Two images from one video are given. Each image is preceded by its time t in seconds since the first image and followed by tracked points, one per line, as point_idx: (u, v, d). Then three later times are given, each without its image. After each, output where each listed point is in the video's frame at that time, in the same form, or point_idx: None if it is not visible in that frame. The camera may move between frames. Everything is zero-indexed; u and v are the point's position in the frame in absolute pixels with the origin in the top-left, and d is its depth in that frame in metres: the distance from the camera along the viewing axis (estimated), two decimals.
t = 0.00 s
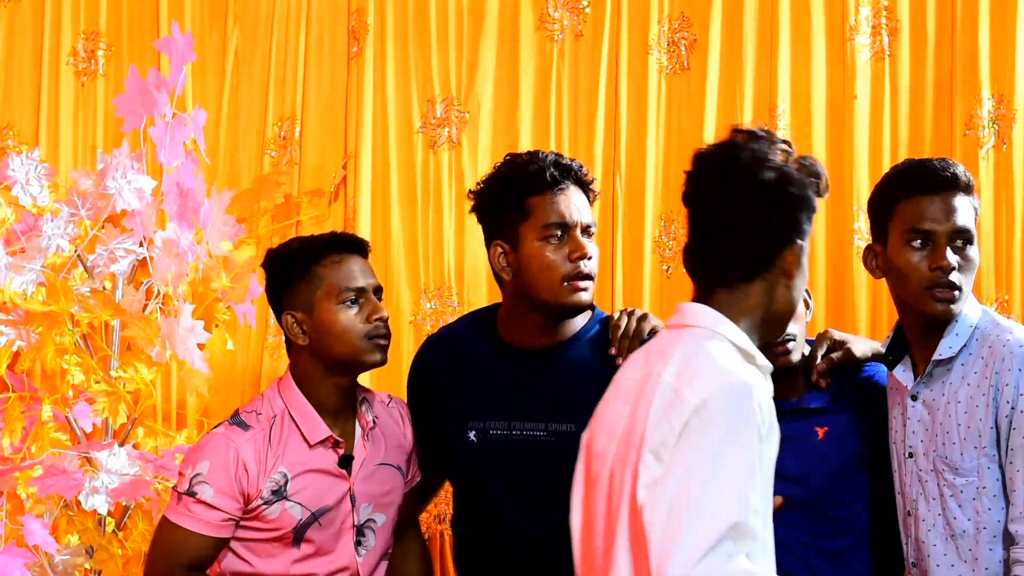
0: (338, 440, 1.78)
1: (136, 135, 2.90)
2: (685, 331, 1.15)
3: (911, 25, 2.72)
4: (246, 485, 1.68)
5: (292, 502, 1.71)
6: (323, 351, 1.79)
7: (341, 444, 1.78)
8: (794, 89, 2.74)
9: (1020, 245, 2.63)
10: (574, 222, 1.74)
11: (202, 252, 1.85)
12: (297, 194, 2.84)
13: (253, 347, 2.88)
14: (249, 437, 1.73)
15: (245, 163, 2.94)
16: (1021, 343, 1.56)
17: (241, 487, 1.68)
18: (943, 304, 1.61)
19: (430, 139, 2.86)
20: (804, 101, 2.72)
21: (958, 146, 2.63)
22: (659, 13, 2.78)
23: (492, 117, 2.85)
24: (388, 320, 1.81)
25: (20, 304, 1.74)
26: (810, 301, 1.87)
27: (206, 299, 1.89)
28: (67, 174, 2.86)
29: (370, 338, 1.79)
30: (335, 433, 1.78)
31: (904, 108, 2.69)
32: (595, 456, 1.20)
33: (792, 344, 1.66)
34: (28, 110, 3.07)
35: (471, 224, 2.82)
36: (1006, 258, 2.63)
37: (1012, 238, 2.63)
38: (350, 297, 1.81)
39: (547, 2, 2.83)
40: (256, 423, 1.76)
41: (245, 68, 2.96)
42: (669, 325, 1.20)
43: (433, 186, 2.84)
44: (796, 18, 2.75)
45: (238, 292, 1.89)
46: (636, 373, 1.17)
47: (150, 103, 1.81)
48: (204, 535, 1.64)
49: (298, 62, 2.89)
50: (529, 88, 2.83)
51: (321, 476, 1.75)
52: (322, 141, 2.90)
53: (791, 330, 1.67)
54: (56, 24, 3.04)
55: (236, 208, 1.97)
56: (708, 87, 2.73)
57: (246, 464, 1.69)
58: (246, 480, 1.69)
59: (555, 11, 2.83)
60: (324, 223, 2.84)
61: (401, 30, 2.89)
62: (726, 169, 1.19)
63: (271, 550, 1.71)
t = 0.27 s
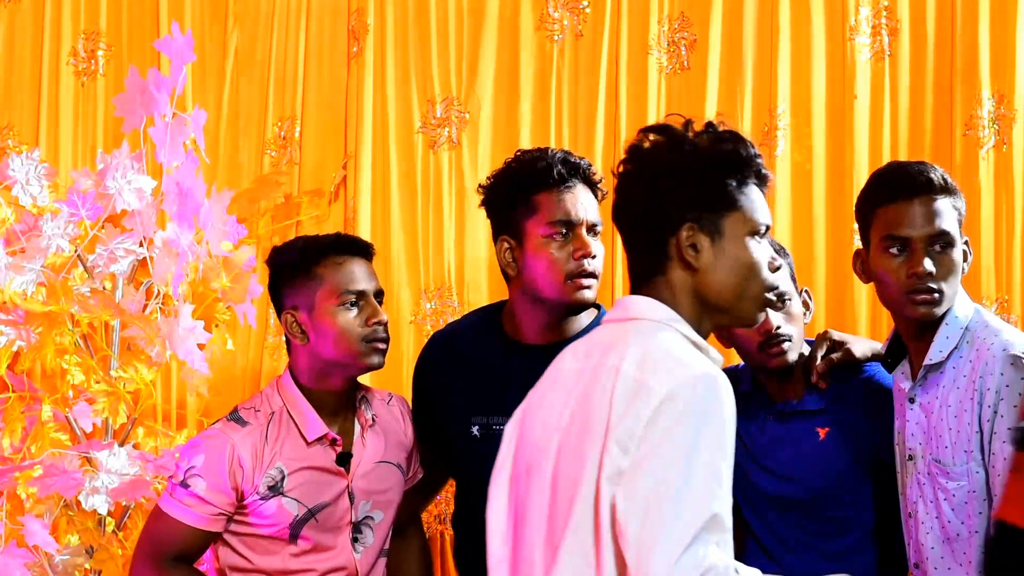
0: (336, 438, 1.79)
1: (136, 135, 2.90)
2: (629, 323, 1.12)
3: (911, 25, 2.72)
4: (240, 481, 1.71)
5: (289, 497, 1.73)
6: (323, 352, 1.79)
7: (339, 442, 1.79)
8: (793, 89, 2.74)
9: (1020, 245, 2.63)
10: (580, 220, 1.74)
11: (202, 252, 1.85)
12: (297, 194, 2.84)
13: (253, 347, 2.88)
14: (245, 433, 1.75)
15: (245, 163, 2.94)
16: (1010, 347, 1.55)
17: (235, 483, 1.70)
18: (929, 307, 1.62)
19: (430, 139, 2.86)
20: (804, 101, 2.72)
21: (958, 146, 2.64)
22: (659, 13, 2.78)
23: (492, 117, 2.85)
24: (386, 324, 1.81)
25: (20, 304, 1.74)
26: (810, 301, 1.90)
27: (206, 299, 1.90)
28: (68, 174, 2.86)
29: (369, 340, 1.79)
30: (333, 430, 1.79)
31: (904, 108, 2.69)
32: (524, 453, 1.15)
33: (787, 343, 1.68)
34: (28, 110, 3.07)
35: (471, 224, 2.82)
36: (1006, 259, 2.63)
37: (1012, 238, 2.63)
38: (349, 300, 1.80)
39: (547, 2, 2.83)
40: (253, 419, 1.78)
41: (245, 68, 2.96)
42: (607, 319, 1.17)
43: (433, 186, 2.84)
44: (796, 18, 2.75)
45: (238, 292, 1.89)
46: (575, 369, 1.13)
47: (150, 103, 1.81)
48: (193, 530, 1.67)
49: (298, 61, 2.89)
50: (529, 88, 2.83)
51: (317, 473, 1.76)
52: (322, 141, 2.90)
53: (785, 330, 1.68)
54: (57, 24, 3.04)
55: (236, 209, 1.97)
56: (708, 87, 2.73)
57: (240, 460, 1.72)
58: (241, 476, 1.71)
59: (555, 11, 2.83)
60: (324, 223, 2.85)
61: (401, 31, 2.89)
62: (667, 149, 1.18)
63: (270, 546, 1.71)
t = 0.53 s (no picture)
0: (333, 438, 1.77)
1: (136, 135, 2.90)
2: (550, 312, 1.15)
3: (911, 25, 2.72)
4: (237, 480, 1.69)
5: (285, 496, 1.71)
6: (318, 352, 1.78)
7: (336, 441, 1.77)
8: (793, 89, 2.74)
9: (1020, 245, 2.62)
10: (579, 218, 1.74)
11: (202, 252, 1.85)
12: (297, 193, 2.84)
13: (252, 347, 2.87)
14: (244, 433, 1.73)
15: (245, 163, 2.94)
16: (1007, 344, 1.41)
17: (232, 482, 1.68)
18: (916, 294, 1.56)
19: (430, 139, 2.86)
20: (804, 101, 2.72)
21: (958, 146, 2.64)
22: (659, 12, 2.78)
23: (492, 117, 2.84)
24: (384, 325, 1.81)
25: (20, 304, 1.74)
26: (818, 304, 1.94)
27: (206, 299, 1.88)
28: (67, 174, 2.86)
29: (366, 339, 1.78)
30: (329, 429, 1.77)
31: (904, 108, 2.69)
32: (442, 444, 1.16)
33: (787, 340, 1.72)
34: (28, 110, 3.07)
35: (471, 223, 2.81)
36: (1005, 259, 2.63)
37: (1012, 238, 2.63)
38: (345, 301, 1.80)
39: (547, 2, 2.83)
40: (252, 419, 1.76)
41: (245, 68, 2.96)
42: (526, 308, 1.19)
43: (433, 186, 2.84)
44: (796, 18, 2.75)
45: (238, 292, 1.89)
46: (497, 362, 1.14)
47: (150, 103, 1.81)
48: (193, 529, 1.64)
49: (298, 62, 2.89)
50: (529, 88, 2.83)
51: (315, 473, 1.74)
52: (322, 141, 2.90)
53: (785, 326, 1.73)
54: (57, 24, 3.04)
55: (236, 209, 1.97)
56: (707, 87, 2.73)
57: (238, 459, 1.69)
58: (238, 475, 1.69)
59: (555, 11, 2.83)
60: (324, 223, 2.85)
61: (401, 31, 2.89)
62: (579, 142, 1.23)
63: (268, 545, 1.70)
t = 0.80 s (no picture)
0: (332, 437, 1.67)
1: (136, 135, 2.90)
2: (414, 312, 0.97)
3: (911, 25, 2.71)
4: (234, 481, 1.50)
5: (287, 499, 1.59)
6: (310, 348, 1.67)
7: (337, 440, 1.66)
8: (793, 89, 2.74)
9: (1020, 245, 2.62)
10: (569, 218, 1.69)
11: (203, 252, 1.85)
12: (297, 193, 2.84)
13: (252, 347, 2.87)
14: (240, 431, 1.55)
15: (245, 163, 2.94)
16: (982, 348, 1.31)
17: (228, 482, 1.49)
18: (919, 285, 1.46)
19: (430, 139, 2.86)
20: (804, 101, 2.72)
21: (958, 146, 2.64)
22: (659, 12, 2.78)
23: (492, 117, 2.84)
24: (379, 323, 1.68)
25: (20, 304, 1.74)
26: (829, 305, 1.93)
27: (205, 299, 1.87)
28: (67, 174, 2.86)
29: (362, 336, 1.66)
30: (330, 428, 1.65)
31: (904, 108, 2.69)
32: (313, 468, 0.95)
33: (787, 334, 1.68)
34: (27, 110, 3.07)
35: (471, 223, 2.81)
36: (1006, 258, 2.63)
37: (1012, 237, 2.63)
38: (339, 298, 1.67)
39: (547, 2, 2.83)
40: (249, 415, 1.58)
41: (245, 68, 2.96)
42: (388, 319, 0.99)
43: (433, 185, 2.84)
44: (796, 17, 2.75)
45: (238, 292, 1.89)
46: (372, 377, 0.95)
47: (150, 103, 1.80)
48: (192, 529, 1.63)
49: (298, 62, 2.90)
50: (529, 89, 2.84)
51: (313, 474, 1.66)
52: (322, 141, 2.90)
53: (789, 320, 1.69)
54: (57, 24, 3.04)
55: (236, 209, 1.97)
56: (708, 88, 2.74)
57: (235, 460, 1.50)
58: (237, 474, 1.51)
59: (554, 11, 2.83)
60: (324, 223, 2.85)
61: (402, 31, 2.89)
62: (420, 168, 0.99)
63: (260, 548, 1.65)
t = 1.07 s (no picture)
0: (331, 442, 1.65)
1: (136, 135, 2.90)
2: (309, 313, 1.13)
3: (911, 24, 2.71)
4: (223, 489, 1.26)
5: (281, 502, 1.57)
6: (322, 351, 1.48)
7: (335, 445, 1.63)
8: (793, 89, 2.74)
9: (1020, 244, 2.63)
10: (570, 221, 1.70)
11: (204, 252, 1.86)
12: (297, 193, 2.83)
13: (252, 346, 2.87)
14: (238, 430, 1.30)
15: (245, 163, 2.94)
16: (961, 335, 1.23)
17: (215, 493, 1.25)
18: (904, 293, 1.36)
19: (431, 139, 2.85)
20: (804, 101, 2.73)
21: (958, 146, 2.64)
22: (659, 12, 2.78)
23: (493, 117, 2.85)
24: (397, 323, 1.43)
25: (20, 304, 1.74)
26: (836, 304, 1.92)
27: (205, 299, 1.88)
28: (67, 174, 2.86)
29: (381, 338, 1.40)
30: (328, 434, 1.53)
31: (904, 108, 2.69)
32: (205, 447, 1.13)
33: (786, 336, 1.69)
34: (27, 110, 3.06)
35: (472, 223, 2.81)
36: (1005, 258, 2.63)
37: (1012, 236, 2.63)
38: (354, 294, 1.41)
39: (547, 2, 2.83)
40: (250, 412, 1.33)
41: (245, 68, 2.96)
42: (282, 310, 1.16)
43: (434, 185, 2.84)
44: (796, 17, 2.74)
45: (238, 292, 1.89)
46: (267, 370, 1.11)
47: (150, 103, 1.80)
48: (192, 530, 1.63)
49: (298, 62, 2.90)
50: (530, 89, 2.84)
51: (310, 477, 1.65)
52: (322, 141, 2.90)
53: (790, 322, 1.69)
54: (56, 24, 3.04)
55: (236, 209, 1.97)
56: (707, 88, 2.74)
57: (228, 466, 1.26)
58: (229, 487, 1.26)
59: (555, 11, 2.83)
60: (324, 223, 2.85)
61: (402, 31, 2.89)
62: (303, 169, 1.20)
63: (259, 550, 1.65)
